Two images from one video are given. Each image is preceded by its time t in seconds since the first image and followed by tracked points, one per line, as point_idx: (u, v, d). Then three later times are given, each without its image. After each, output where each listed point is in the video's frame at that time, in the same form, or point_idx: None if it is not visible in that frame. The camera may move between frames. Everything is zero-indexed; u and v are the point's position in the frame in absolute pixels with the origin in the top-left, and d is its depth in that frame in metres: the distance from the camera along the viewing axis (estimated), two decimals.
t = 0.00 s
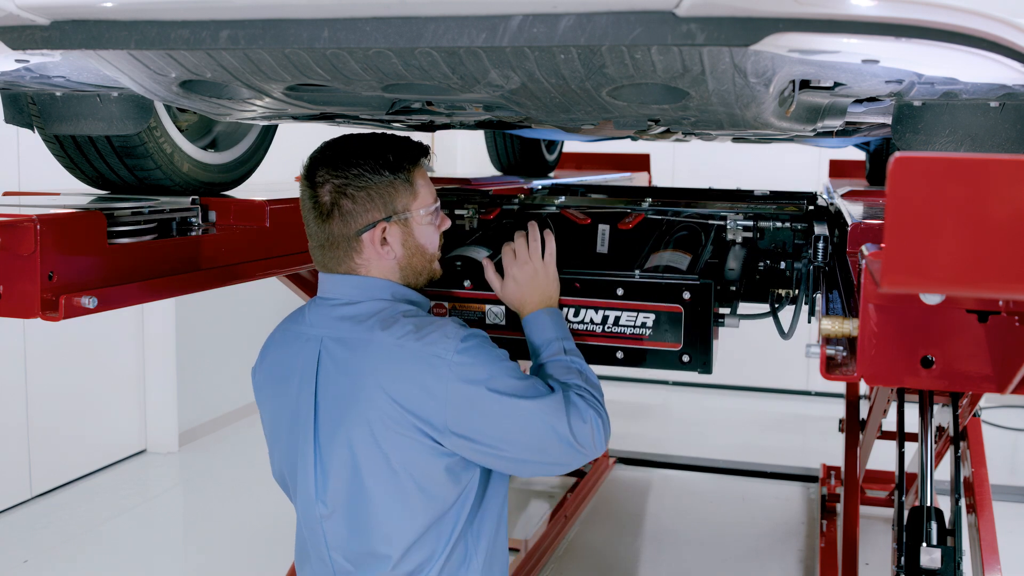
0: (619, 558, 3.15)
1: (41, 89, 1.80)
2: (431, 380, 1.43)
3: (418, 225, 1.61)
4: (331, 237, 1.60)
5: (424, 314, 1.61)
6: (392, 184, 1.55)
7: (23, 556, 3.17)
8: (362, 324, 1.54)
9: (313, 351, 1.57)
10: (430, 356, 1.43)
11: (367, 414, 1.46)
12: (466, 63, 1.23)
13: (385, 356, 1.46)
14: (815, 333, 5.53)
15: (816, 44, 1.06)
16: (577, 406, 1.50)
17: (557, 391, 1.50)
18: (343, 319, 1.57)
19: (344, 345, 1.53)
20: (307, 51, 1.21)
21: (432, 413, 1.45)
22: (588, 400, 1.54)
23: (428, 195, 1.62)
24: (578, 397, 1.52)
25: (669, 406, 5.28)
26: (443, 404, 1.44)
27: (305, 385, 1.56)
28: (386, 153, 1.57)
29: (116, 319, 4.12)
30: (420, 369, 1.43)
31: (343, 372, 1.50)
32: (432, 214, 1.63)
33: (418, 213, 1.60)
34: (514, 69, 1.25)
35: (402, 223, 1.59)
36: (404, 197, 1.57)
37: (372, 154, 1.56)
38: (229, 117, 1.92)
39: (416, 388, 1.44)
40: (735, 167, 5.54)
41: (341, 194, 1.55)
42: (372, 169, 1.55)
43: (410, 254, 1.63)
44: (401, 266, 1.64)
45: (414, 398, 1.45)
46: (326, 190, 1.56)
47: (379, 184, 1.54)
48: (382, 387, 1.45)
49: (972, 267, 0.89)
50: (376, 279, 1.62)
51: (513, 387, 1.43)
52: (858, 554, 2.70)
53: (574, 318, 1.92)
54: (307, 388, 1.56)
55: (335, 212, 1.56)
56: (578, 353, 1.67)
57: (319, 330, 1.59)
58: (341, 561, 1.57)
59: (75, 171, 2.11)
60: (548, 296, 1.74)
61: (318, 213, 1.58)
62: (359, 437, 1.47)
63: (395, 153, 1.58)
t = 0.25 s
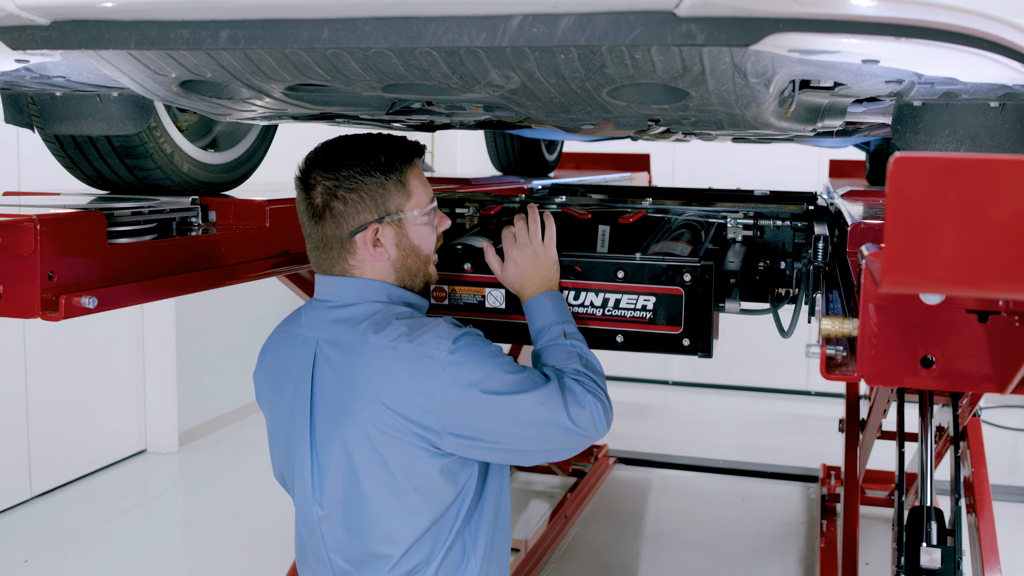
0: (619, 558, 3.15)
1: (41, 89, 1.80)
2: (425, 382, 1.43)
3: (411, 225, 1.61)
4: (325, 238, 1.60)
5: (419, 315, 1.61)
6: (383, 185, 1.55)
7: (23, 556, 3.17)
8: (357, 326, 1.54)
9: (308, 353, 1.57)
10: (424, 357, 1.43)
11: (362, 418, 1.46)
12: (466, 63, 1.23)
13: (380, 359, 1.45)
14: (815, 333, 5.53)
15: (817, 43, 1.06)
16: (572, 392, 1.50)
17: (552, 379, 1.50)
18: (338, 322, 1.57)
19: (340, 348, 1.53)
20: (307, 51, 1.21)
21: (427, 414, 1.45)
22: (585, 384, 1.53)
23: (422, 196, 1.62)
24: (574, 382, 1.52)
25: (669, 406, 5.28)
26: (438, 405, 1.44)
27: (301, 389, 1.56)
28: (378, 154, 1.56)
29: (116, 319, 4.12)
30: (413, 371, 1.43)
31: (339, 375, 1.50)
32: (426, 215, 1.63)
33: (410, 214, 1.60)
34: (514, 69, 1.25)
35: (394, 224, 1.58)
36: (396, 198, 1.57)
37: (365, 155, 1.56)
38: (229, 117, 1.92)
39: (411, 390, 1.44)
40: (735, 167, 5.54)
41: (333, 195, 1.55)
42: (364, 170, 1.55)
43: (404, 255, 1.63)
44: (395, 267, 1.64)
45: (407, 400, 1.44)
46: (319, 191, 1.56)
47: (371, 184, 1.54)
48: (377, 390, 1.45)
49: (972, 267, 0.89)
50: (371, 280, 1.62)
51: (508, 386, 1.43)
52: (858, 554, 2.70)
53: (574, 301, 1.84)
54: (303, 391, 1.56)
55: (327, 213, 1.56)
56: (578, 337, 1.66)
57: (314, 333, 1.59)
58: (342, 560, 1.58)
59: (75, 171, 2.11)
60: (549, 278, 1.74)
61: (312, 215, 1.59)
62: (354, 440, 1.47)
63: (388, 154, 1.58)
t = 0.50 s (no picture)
0: (619, 558, 3.15)
1: (41, 89, 1.80)
2: (421, 380, 1.43)
3: (413, 222, 1.62)
4: (327, 239, 1.60)
5: (417, 315, 1.60)
6: (385, 182, 1.56)
7: (23, 556, 3.17)
8: (355, 326, 1.54)
9: (307, 354, 1.57)
10: (420, 355, 1.43)
11: (360, 417, 1.46)
12: (466, 62, 1.22)
13: (376, 359, 1.45)
14: (815, 333, 5.53)
15: (817, 44, 1.06)
16: (572, 375, 1.49)
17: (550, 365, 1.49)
18: (336, 322, 1.57)
19: (338, 348, 1.53)
20: (307, 51, 1.21)
21: (425, 412, 1.44)
22: (584, 366, 1.52)
23: (420, 192, 1.63)
24: (572, 365, 1.51)
25: (669, 406, 5.28)
26: (435, 404, 1.44)
27: (300, 389, 1.57)
28: (378, 151, 1.57)
29: (116, 319, 4.12)
30: (410, 370, 1.43)
31: (336, 375, 1.51)
32: (426, 212, 1.64)
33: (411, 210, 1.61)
34: (513, 69, 1.25)
35: (398, 221, 1.59)
36: (398, 195, 1.58)
37: (363, 154, 1.57)
38: (229, 117, 1.92)
39: (407, 389, 1.44)
40: (735, 168, 5.54)
41: (335, 195, 1.55)
42: (364, 168, 1.55)
43: (407, 252, 1.63)
44: (399, 265, 1.64)
45: (404, 399, 1.44)
46: (320, 192, 1.56)
47: (372, 182, 1.55)
48: (373, 390, 1.45)
49: (973, 267, 0.89)
50: (375, 279, 1.62)
51: (505, 382, 1.43)
52: (858, 554, 2.70)
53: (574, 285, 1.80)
54: (302, 391, 1.56)
55: (329, 213, 1.56)
56: (578, 318, 1.65)
57: (312, 334, 1.59)
58: (343, 558, 1.59)
59: (75, 171, 2.11)
60: (552, 261, 1.74)
61: (312, 216, 1.58)
62: (352, 439, 1.47)
63: (386, 152, 1.58)
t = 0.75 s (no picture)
0: (619, 558, 3.15)
1: (41, 89, 1.80)
2: (418, 378, 1.42)
3: (414, 218, 1.62)
4: (328, 237, 1.59)
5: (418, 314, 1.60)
6: (387, 179, 1.56)
7: (23, 556, 3.17)
8: (353, 325, 1.54)
9: (305, 353, 1.57)
10: (417, 353, 1.43)
11: (357, 416, 1.46)
12: (466, 63, 1.22)
13: (373, 357, 1.45)
14: (815, 333, 5.53)
15: (817, 43, 1.06)
16: (567, 366, 1.48)
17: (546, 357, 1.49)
18: (334, 322, 1.57)
19: (336, 347, 1.53)
20: (307, 51, 1.21)
21: (421, 410, 1.44)
22: (581, 356, 1.52)
23: (420, 188, 1.63)
24: (568, 356, 1.50)
25: (669, 406, 5.28)
26: (432, 401, 1.44)
27: (299, 388, 1.57)
28: (378, 148, 1.57)
29: (116, 319, 4.12)
30: (406, 368, 1.43)
31: (334, 374, 1.51)
32: (425, 208, 1.64)
33: (412, 207, 1.61)
34: (513, 69, 1.25)
35: (399, 218, 1.59)
36: (399, 192, 1.58)
37: (364, 152, 1.57)
38: (229, 117, 1.92)
39: (404, 387, 1.43)
40: (735, 168, 5.54)
41: (337, 193, 1.55)
42: (365, 165, 1.55)
43: (407, 249, 1.63)
44: (400, 262, 1.64)
45: (401, 397, 1.44)
46: (321, 190, 1.56)
47: (374, 179, 1.55)
48: (370, 389, 1.45)
49: (973, 267, 0.89)
50: (376, 276, 1.62)
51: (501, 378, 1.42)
52: (858, 554, 2.70)
53: (574, 270, 1.79)
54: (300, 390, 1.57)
55: (332, 211, 1.55)
56: (578, 306, 1.65)
57: (311, 333, 1.59)
58: (342, 556, 1.60)
59: (75, 171, 2.11)
60: (553, 246, 1.73)
61: (314, 214, 1.58)
62: (350, 437, 1.48)
63: (386, 149, 1.59)
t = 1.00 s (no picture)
0: (619, 558, 3.15)
1: (41, 89, 1.80)
2: (417, 376, 1.42)
3: (419, 214, 1.62)
4: (336, 237, 1.59)
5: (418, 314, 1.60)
6: (392, 175, 1.56)
7: (23, 556, 3.17)
8: (357, 322, 1.55)
9: (311, 349, 1.58)
10: (417, 351, 1.43)
11: (359, 412, 1.47)
12: (466, 63, 1.22)
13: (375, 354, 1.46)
14: (815, 333, 5.53)
15: (817, 44, 1.06)
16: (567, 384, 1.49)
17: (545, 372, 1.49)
18: (339, 319, 1.58)
19: (340, 344, 1.53)
20: (307, 51, 1.21)
21: (421, 409, 1.44)
22: (579, 376, 1.53)
23: (422, 183, 1.63)
24: (568, 375, 1.51)
25: (669, 406, 5.28)
26: (431, 400, 1.43)
27: (303, 384, 1.58)
28: (381, 146, 1.57)
29: (115, 319, 4.12)
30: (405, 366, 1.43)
31: (337, 370, 1.52)
32: (428, 203, 1.64)
33: (417, 202, 1.61)
34: (514, 69, 1.25)
35: (405, 214, 1.59)
36: (404, 188, 1.58)
37: (367, 149, 1.56)
38: (229, 117, 1.92)
39: (404, 385, 1.44)
40: (735, 168, 5.54)
41: (343, 193, 1.54)
42: (369, 163, 1.55)
43: (414, 245, 1.63)
44: (406, 258, 1.64)
45: (401, 395, 1.44)
46: (327, 190, 1.55)
47: (379, 176, 1.54)
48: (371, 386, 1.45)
49: (974, 267, 0.89)
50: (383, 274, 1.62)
51: (500, 380, 1.42)
52: (858, 554, 2.70)
53: (574, 270, 1.78)
54: (305, 385, 1.58)
55: (339, 211, 1.55)
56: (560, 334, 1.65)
57: (316, 329, 1.60)
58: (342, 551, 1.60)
59: (75, 171, 2.11)
60: (521, 287, 1.72)
61: (321, 215, 1.57)
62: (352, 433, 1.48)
63: (388, 146, 1.59)
